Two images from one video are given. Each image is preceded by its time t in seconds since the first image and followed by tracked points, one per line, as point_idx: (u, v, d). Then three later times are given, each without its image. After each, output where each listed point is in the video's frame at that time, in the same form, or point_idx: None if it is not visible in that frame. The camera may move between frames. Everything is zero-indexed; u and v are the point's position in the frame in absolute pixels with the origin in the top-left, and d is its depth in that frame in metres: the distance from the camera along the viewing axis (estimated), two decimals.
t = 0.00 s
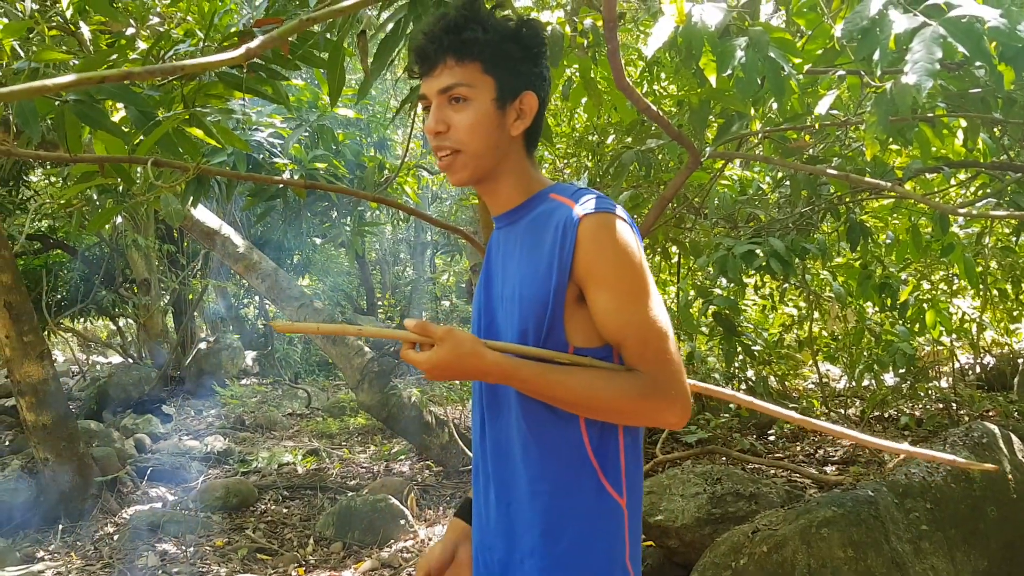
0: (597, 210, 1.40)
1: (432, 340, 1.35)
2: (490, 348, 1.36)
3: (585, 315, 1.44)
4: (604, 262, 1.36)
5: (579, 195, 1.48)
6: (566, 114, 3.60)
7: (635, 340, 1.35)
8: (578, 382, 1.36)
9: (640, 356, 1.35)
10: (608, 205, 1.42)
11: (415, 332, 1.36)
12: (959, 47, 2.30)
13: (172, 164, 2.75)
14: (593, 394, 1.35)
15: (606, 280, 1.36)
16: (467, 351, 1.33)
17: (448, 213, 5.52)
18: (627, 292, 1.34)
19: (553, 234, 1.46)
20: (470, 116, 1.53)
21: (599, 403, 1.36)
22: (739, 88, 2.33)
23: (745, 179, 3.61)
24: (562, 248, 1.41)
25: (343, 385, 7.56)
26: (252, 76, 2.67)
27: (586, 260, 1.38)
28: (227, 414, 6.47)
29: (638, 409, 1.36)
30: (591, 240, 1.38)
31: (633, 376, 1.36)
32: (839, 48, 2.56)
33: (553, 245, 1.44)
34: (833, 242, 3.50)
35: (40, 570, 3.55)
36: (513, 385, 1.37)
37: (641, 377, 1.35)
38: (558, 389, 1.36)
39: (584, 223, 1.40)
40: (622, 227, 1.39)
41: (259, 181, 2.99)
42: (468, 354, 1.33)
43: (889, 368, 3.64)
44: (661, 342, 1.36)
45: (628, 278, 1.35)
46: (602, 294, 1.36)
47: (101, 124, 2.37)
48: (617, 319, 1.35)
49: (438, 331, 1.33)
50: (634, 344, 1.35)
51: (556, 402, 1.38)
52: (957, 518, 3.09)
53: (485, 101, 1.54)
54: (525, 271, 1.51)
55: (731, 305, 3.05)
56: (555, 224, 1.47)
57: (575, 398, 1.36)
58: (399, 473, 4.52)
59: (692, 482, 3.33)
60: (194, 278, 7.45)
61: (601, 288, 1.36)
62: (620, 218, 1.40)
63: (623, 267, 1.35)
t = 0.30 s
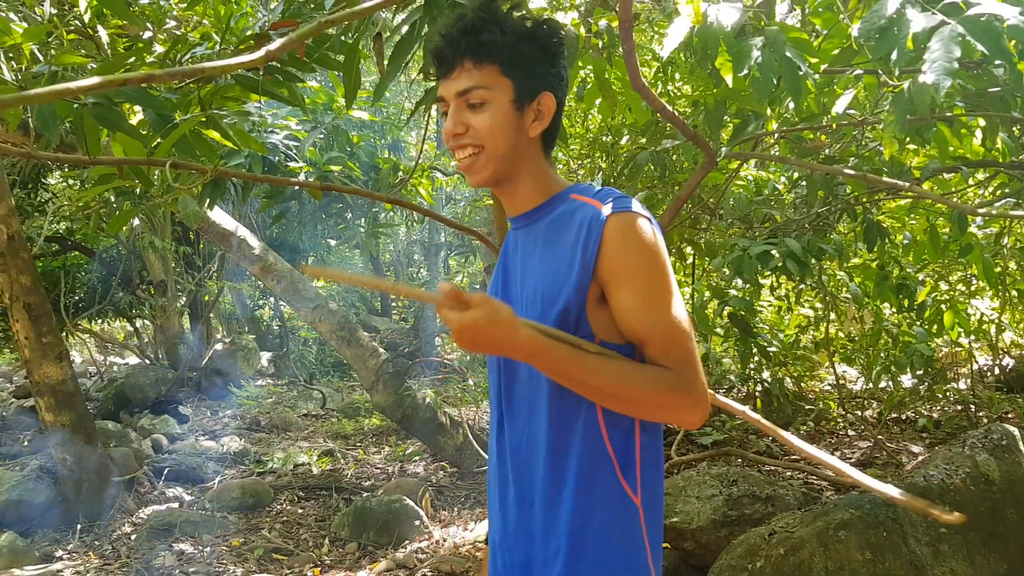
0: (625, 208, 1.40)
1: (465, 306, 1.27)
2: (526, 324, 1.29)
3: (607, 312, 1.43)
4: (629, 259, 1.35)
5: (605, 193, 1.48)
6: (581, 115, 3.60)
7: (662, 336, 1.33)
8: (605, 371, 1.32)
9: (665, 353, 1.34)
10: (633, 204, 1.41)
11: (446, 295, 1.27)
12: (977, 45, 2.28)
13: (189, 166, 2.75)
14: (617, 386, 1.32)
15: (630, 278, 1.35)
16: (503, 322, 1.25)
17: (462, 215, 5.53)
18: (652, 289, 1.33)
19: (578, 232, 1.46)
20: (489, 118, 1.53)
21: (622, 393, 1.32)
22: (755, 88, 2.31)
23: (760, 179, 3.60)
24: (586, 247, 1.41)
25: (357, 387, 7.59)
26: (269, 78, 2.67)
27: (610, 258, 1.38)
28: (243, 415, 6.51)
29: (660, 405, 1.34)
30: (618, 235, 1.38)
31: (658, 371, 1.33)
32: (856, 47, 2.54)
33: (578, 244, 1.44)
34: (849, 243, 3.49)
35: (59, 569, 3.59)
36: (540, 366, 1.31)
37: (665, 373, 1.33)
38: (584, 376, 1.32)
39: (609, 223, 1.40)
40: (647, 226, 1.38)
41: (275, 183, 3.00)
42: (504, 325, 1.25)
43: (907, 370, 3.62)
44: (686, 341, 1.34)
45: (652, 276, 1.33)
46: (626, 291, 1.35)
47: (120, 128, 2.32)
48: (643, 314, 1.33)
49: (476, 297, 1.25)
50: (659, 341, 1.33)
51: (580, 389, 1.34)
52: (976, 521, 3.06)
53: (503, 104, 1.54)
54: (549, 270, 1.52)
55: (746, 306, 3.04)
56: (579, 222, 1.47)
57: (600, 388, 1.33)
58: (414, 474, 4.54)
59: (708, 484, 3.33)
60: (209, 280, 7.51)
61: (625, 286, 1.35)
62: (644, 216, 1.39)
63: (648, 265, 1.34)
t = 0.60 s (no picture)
0: (640, 201, 1.40)
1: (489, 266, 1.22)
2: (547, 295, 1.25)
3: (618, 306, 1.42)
4: (643, 250, 1.35)
5: (620, 188, 1.49)
6: (596, 114, 3.60)
7: (671, 327, 1.32)
8: (617, 353, 1.28)
9: (672, 346, 1.33)
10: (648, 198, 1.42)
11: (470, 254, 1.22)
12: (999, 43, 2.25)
13: (208, 166, 2.70)
14: (626, 372, 1.28)
15: (643, 269, 1.35)
16: (529, 286, 1.21)
17: (477, 214, 5.55)
18: (664, 280, 1.33)
19: (592, 228, 1.47)
20: (502, 129, 1.53)
21: (632, 379, 1.29)
22: (774, 87, 2.29)
23: (777, 178, 3.59)
24: (602, 241, 1.42)
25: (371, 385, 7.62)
26: (286, 78, 2.67)
27: (624, 250, 1.38)
28: (260, 414, 6.56)
29: (665, 397, 1.32)
30: (633, 227, 1.38)
31: (666, 362, 1.31)
32: (875, 45, 2.51)
33: (593, 238, 1.45)
34: (867, 243, 3.48)
35: (77, 564, 3.63)
36: (554, 340, 1.25)
37: (673, 364, 1.31)
38: (595, 358, 1.28)
39: (624, 215, 1.40)
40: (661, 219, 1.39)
41: (293, 182, 2.99)
42: (529, 288, 1.20)
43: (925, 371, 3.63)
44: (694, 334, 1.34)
45: (665, 267, 1.34)
46: (637, 282, 1.35)
47: (140, 127, 2.36)
48: (655, 305, 1.32)
49: (503, 258, 1.21)
50: (668, 332, 1.32)
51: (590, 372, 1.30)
52: (996, 522, 3.04)
53: (515, 111, 1.53)
54: (565, 266, 1.53)
55: (763, 306, 3.04)
56: (594, 216, 1.47)
57: (609, 372, 1.29)
58: (429, 472, 4.56)
59: (724, 485, 3.32)
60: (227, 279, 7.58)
61: (636, 277, 1.35)
62: (661, 211, 1.39)
63: (661, 256, 1.34)
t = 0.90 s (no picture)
0: (645, 191, 1.39)
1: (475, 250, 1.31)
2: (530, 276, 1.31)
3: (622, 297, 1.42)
4: (640, 239, 1.35)
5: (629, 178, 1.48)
6: (611, 114, 3.61)
7: (663, 316, 1.30)
8: (594, 336, 1.29)
9: (663, 335, 1.31)
10: (660, 188, 1.41)
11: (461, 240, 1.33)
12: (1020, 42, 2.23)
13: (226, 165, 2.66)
14: (603, 354, 1.29)
15: (643, 257, 1.34)
16: (508, 267, 1.29)
17: (491, 213, 5.56)
18: (660, 268, 1.32)
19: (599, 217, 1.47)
20: (523, 134, 1.53)
21: (608, 362, 1.29)
22: (791, 88, 2.25)
23: (793, 179, 3.59)
24: (608, 229, 1.42)
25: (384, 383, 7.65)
26: (303, 78, 2.67)
27: (626, 238, 1.38)
28: (275, 412, 6.59)
29: (644, 384, 1.30)
30: (634, 215, 1.37)
31: (654, 351, 1.30)
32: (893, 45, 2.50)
33: (599, 228, 1.44)
34: (884, 244, 3.48)
35: (94, 561, 3.66)
36: (534, 319, 1.30)
37: (657, 351, 1.30)
38: (572, 338, 1.30)
39: (630, 203, 1.39)
40: (667, 208, 1.38)
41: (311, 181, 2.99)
42: (505, 268, 1.28)
43: (941, 372, 3.64)
44: (686, 325, 1.31)
45: (659, 255, 1.32)
46: (635, 270, 1.34)
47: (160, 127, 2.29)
48: (648, 292, 1.32)
49: (485, 243, 1.29)
50: (656, 319, 1.31)
51: (570, 354, 1.32)
52: (1012, 524, 3.03)
53: (533, 115, 1.53)
54: (575, 258, 1.53)
55: (779, 307, 3.05)
56: (602, 207, 1.47)
57: (586, 354, 1.30)
58: (443, 471, 4.58)
59: (739, 486, 3.34)
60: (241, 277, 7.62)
61: (633, 264, 1.35)
62: (667, 201, 1.38)
63: (660, 245, 1.33)
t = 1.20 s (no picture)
0: (636, 184, 1.37)
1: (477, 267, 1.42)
2: (521, 284, 1.38)
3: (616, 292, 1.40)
4: (626, 232, 1.33)
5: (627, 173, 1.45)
6: (621, 114, 3.62)
7: (639, 306, 1.28)
8: (568, 330, 1.31)
9: (639, 325, 1.27)
10: (656, 182, 1.38)
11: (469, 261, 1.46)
12: None
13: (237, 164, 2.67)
14: (577, 346, 1.29)
15: (628, 251, 1.32)
16: (496, 276, 1.38)
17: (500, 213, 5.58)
18: (642, 260, 1.29)
19: (598, 214, 1.46)
20: (532, 132, 1.52)
21: (580, 353, 1.29)
22: (802, 89, 2.21)
23: (803, 179, 3.60)
24: (603, 224, 1.41)
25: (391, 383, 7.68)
26: (314, 78, 2.65)
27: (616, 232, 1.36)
28: (286, 410, 6.62)
29: (617, 377, 1.28)
30: (623, 208, 1.36)
31: (628, 343, 1.27)
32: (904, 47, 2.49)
33: (596, 226, 1.44)
34: (893, 245, 3.50)
35: (103, 560, 3.67)
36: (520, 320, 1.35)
37: (629, 342, 1.27)
38: (550, 333, 1.32)
39: (621, 197, 1.38)
40: (655, 202, 1.35)
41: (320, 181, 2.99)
42: (494, 278, 1.38)
43: (950, 373, 3.66)
44: (664, 316, 1.27)
45: (642, 245, 1.30)
46: (622, 264, 1.33)
47: (170, 126, 2.23)
48: (629, 285, 1.30)
49: (480, 260, 1.41)
50: (633, 311, 1.28)
51: (552, 350, 1.34)
52: (1019, 525, 3.03)
53: (542, 113, 1.52)
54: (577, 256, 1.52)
55: (788, 307, 3.06)
56: (600, 203, 1.46)
57: (562, 347, 1.31)
58: (451, 471, 4.60)
59: (748, 486, 3.35)
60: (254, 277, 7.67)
61: (620, 258, 1.33)
62: (658, 193, 1.36)
63: (645, 237, 1.31)
